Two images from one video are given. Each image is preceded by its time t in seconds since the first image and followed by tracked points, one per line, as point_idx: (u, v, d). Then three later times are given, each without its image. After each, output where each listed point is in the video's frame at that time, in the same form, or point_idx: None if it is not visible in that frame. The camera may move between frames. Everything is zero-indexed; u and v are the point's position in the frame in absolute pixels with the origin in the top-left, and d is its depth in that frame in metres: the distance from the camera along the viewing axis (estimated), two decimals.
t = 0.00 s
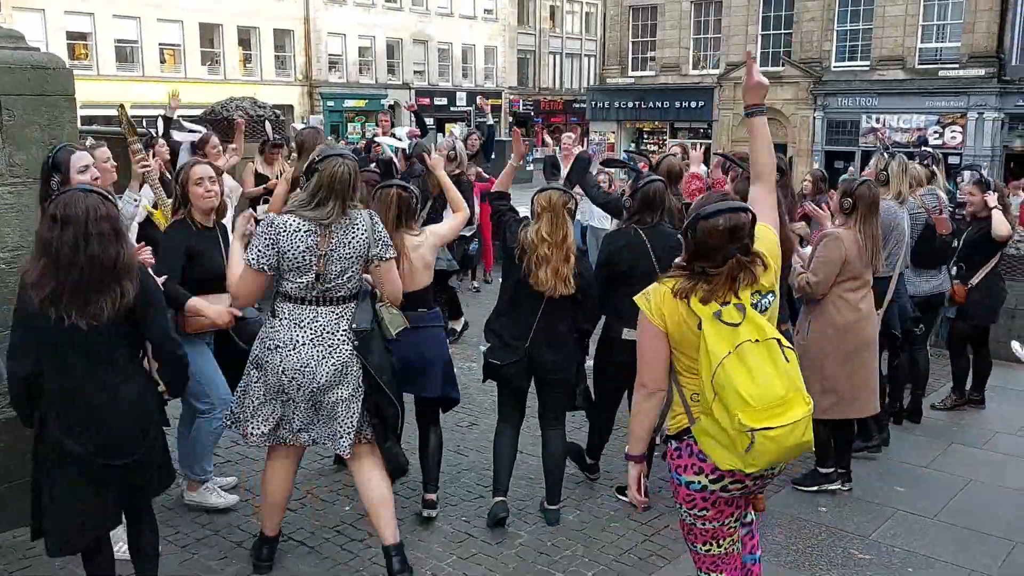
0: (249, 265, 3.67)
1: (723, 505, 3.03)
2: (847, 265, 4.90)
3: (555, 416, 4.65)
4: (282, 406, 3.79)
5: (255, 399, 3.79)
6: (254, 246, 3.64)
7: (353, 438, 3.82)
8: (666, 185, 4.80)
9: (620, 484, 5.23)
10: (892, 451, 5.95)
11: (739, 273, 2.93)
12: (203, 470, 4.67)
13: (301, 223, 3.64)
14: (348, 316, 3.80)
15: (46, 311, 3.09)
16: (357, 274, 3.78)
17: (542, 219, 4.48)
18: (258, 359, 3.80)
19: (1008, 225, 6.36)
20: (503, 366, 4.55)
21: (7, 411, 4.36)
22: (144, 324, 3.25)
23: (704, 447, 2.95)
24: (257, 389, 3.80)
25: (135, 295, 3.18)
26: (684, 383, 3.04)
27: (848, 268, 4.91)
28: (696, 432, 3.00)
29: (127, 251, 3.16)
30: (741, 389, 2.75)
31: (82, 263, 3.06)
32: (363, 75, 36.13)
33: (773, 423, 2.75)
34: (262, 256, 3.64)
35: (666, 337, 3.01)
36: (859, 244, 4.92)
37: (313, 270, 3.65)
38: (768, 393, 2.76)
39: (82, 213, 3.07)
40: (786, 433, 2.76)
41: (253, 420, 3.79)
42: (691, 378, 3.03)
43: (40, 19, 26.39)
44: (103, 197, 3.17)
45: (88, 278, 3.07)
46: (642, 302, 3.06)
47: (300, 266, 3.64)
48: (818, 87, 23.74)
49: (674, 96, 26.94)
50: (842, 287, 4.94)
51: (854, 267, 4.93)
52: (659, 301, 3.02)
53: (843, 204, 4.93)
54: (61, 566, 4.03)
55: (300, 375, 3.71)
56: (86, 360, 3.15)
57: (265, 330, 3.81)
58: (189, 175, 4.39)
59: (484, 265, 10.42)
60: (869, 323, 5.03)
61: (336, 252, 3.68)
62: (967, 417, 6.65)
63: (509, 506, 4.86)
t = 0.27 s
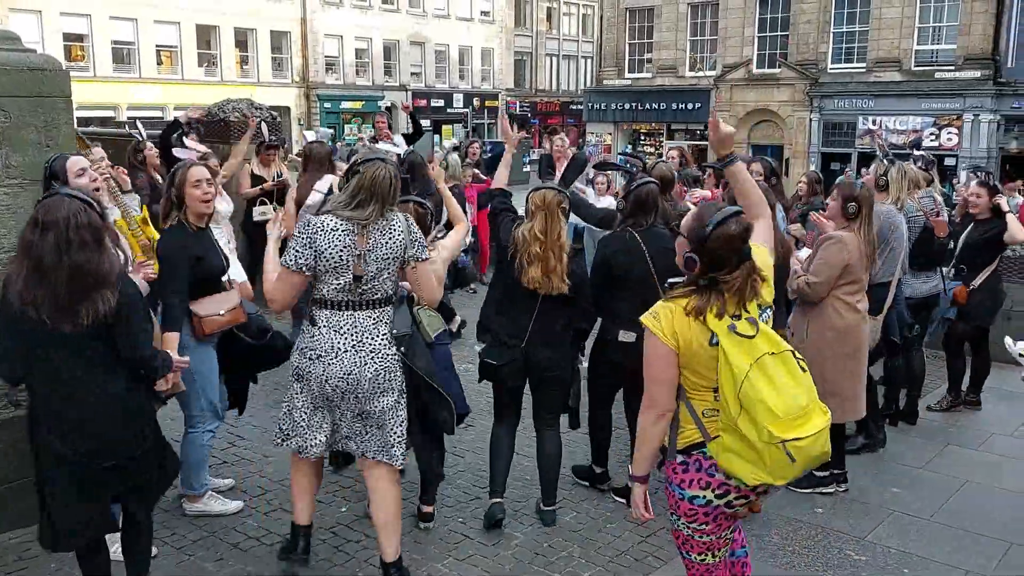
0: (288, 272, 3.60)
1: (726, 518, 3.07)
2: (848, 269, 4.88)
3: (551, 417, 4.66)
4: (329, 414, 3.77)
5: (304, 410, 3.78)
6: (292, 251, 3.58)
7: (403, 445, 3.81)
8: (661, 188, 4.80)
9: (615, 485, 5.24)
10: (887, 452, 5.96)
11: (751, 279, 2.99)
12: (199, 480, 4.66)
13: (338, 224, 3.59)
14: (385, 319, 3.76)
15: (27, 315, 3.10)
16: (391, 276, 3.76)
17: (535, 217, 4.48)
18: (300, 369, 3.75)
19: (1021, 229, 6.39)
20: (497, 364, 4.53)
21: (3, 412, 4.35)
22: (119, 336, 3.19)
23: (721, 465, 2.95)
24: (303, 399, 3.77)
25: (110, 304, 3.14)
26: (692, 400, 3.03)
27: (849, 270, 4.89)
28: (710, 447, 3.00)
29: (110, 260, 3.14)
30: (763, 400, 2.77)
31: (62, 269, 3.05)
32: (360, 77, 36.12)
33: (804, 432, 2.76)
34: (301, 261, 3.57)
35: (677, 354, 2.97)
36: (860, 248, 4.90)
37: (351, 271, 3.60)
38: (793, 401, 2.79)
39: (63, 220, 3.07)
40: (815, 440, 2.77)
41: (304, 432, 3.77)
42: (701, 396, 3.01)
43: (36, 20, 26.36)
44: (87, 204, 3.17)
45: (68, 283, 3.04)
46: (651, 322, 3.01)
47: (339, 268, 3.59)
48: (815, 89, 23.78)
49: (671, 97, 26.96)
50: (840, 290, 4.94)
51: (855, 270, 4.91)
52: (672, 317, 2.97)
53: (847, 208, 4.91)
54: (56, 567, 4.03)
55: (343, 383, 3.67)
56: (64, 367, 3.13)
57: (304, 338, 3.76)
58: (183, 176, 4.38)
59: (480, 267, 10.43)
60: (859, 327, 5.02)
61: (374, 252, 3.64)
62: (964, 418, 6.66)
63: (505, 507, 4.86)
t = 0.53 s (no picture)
0: (302, 277, 3.58)
1: (741, 509, 3.13)
2: (845, 270, 4.89)
3: (549, 421, 4.67)
4: (342, 428, 3.72)
5: (317, 423, 3.73)
6: (304, 255, 3.56)
7: (418, 456, 3.79)
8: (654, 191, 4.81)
9: (614, 489, 5.24)
10: (886, 456, 5.97)
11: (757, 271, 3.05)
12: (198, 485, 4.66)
13: (352, 229, 3.59)
14: (398, 327, 3.76)
15: (24, 313, 3.14)
16: (403, 283, 3.76)
17: (529, 217, 4.48)
18: (313, 380, 3.70)
19: None
20: (494, 366, 4.54)
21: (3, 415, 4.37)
22: (106, 336, 3.15)
23: (748, 457, 2.99)
24: (315, 411, 3.72)
25: (94, 304, 3.11)
26: (713, 397, 3.01)
27: (846, 272, 4.89)
28: (733, 442, 3.02)
29: (99, 259, 3.12)
30: (798, 387, 2.89)
31: (50, 268, 3.06)
32: (359, 80, 36.17)
33: (826, 412, 2.93)
34: (314, 264, 3.55)
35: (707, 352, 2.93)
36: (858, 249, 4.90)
37: (365, 276, 3.59)
38: (814, 385, 2.93)
39: (53, 219, 3.08)
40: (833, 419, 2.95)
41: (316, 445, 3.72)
42: (717, 392, 3.02)
43: (36, 24, 26.40)
44: (81, 202, 3.16)
45: (51, 283, 3.06)
46: (686, 316, 2.91)
47: (353, 274, 3.57)
48: (814, 93, 23.81)
49: (670, 101, 27.01)
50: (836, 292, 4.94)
51: (852, 271, 4.91)
52: (700, 312, 2.93)
53: (846, 211, 4.91)
54: (54, 570, 4.03)
55: (358, 392, 3.65)
56: (58, 366, 3.14)
57: (316, 348, 3.71)
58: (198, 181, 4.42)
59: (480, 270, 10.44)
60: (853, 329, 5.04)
61: (387, 258, 3.64)
62: (963, 422, 6.67)
63: (503, 511, 4.87)
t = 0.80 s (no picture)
0: (309, 292, 3.49)
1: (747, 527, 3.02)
2: (825, 287, 4.93)
3: (547, 433, 4.67)
4: (352, 443, 3.68)
5: (324, 440, 3.67)
6: (307, 271, 3.49)
7: (425, 462, 3.83)
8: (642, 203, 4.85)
9: (612, 501, 5.24)
10: (885, 469, 5.96)
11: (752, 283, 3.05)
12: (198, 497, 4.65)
13: (353, 239, 3.55)
14: (402, 335, 3.76)
15: (30, 328, 3.16)
16: (403, 289, 3.77)
17: (521, 226, 4.50)
18: (319, 397, 3.64)
19: None
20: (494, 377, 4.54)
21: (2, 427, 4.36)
22: (106, 354, 3.14)
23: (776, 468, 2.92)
24: (323, 428, 3.66)
25: (92, 322, 3.09)
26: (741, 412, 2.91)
27: (826, 289, 4.93)
28: (759, 455, 2.95)
29: (102, 278, 3.12)
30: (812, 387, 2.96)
31: (52, 288, 3.05)
32: (359, 93, 36.29)
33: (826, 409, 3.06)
34: (324, 279, 3.48)
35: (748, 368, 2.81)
36: (842, 266, 4.93)
37: (371, 286, 3.57)
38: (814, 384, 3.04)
39: (58, 237, 3.07)
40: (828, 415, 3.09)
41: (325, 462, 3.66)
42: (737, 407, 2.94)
43: (38, 37, 26.49)
44: (86, 221, 3.15)
45: (52, 301, 3.06)
46: (735, 343, 2.75)
47: (359, 285, 3.54)
48: (812, 106, 23.90)
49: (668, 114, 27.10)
50: (818, 307, 4.97)
51: (835, 288, 4.93)
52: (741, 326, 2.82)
53: (829, 227, 4.94)
54: None
55: (369, 405, 3.62)
56: (61, 381, 3.16)
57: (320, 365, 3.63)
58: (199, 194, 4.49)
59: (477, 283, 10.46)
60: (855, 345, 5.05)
61: (389, 266, 3.64)
62: (963, 435, 6.66)
63: (502, 524, 4.86)
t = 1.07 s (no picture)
0: (295, 318, 3.40)
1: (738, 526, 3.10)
2: (803, 295, 5.00)
3: (546, 440, 4.68)
4: (358, 462, 3.59)
5: (329, 464, 3.55)
6: (293, 295, 3.40)
7: (429, 472, 3.78)
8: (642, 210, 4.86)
9: (612, 509, 5.23)
10: (885, 477, 5.95)
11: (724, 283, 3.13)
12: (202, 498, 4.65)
13: (336, 253, 3.49)
14: (394, 344, 3.72)
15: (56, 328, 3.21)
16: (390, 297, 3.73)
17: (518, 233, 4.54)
18: (321, 421, 3.53)
19: None
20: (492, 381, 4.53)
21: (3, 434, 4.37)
22: (122, 359, 3.15)
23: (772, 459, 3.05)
24: (328, 452, 3.54)
25: (108, 320, 3.13)
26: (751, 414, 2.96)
27: (806, 297, 5.00)
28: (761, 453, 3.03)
29: (120, 282, 3.17)
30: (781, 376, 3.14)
31: (74, 289, 3.11)
32: (360, 100, 36.36)
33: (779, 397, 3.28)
34: (309, 302, 3.40)
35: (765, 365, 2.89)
36: (824, 274, 4.96)
37: (361, 299, 3.53)
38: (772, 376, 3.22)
39: (83, 240, 3.15)
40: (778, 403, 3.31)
41: (333, 487, 3.55)
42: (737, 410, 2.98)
43: (40, 45, 26.55)
44: (112, 225, 3.22)
45: (70, 302, 3.11)
46: (764, 340, 2.82)
47: (348, 299, 3.48)
48: (813, 114, 23.93)
49: (669, 121, 27.14)
50: (802, 313, 5.03)
51: (816, 296, 4.98)
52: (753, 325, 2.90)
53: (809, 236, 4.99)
54: None
55: (374, 419, 3.56)
56: (79, 383, 3.20)
57: (316, 388, 3.53)
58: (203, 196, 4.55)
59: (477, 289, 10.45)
60: (852, 353, 5.04)
61: (375, 275, 3.59)
62: (965, 443, 6.65)
63: (502, 532, 4.85)
